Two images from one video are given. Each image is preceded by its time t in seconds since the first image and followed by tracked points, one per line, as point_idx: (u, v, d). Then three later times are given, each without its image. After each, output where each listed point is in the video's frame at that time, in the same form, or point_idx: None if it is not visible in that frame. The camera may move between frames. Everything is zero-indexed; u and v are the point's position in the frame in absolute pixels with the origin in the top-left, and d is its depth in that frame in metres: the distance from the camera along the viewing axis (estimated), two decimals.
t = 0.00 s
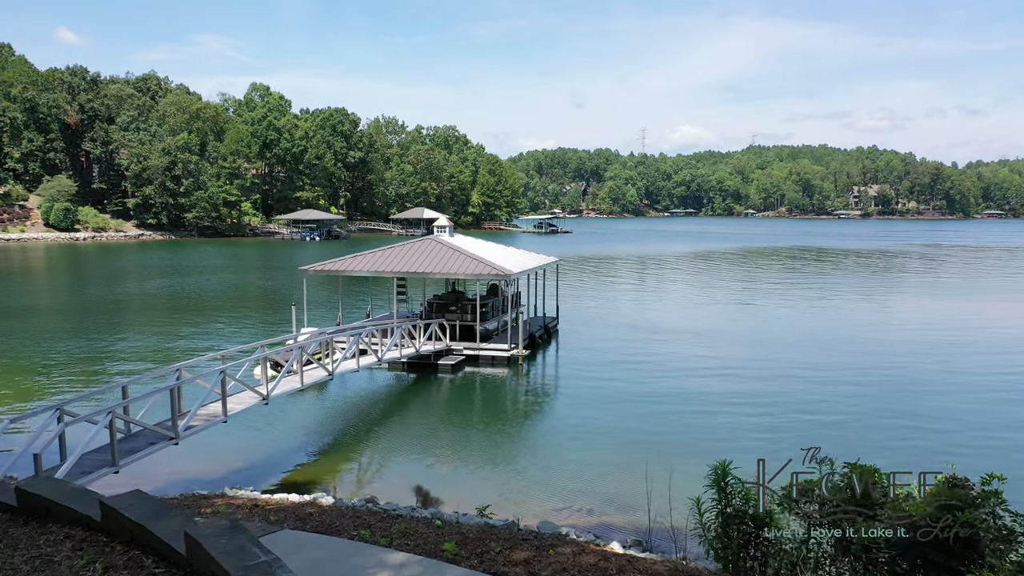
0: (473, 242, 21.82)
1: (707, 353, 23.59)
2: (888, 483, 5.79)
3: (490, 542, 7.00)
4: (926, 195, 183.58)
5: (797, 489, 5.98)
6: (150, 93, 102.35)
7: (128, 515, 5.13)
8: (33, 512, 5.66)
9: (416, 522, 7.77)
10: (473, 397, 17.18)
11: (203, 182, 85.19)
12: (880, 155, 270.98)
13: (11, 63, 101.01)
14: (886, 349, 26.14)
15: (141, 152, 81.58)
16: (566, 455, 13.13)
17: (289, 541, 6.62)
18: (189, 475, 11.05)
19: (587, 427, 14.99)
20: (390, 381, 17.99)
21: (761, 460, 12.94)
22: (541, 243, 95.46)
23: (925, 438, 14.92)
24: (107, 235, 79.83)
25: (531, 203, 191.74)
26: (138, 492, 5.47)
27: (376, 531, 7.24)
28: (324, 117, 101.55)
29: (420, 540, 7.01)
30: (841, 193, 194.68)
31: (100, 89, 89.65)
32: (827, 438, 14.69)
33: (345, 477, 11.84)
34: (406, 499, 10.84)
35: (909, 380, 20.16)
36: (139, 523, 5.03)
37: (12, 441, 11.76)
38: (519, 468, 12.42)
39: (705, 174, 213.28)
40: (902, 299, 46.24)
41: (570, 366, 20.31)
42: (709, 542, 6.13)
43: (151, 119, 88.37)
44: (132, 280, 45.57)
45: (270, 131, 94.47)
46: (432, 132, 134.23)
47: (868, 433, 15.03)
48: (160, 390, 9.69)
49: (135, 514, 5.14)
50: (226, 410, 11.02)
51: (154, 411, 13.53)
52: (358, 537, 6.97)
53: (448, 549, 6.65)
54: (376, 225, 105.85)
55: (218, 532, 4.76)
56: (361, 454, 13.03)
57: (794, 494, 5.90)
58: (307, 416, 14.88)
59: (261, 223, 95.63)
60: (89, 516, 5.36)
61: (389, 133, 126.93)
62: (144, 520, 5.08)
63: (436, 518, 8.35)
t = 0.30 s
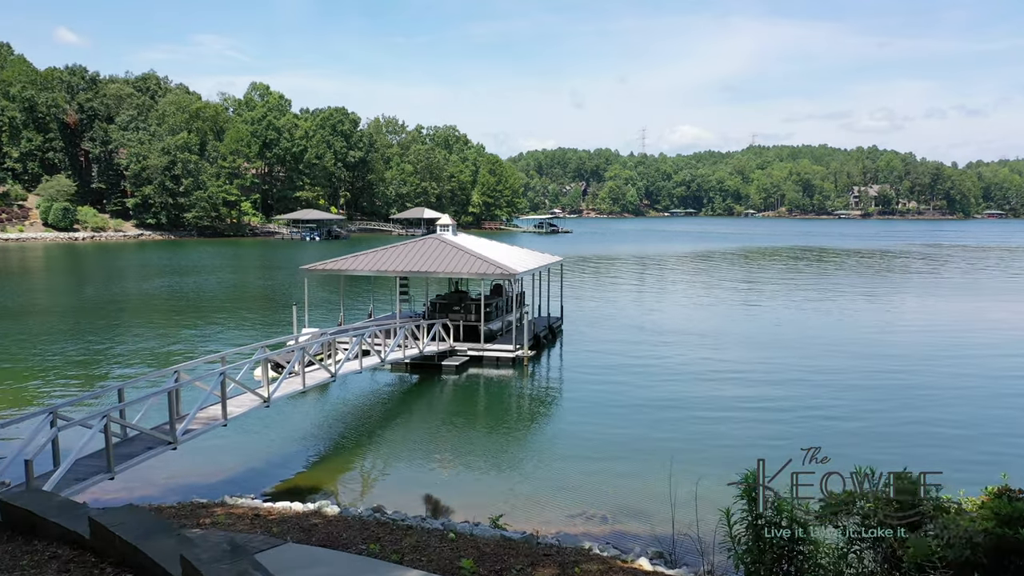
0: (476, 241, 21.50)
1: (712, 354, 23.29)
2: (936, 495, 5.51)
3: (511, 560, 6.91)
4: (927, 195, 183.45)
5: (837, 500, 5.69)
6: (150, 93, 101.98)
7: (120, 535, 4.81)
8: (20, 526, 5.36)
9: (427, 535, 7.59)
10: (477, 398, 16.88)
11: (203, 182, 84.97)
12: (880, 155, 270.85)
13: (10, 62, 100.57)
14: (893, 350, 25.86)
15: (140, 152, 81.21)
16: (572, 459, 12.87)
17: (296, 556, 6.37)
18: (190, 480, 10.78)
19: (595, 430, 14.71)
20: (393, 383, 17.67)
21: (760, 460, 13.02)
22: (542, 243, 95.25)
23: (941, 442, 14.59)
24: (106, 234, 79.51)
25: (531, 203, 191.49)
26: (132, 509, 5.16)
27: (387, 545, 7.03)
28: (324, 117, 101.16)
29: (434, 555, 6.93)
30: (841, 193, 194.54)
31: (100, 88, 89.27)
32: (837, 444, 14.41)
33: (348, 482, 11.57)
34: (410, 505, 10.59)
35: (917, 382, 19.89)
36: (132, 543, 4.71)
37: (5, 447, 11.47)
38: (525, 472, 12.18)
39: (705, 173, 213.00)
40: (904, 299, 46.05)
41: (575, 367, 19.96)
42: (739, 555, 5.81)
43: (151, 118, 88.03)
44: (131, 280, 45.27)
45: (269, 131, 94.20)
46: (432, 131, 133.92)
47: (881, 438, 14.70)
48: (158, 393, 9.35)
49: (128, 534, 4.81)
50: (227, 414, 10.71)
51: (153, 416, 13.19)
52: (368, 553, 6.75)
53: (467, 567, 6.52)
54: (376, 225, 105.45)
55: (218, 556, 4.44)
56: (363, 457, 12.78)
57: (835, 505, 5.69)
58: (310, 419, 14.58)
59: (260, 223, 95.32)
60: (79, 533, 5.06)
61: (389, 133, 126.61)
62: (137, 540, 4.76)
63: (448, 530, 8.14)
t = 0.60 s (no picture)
0: (480, 239, 21.15)
1: (716, 354, 22.97)
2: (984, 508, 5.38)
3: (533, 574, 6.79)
4: (927, 195, 183.20)
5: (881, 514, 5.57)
6: (149, 93, 101.59)
7: (112, 560, 4.44)
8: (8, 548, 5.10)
9: (442, 551, 7.36)
10: (481, 400, 16.57)
11: (202, 181, 84.66)
12: (880, 155, 270.70)
13: (10, 60, 100.08)
14: (898, 350, 25.56)
15: (139, 151, 80.82)
16: (580, 463, 12.56)
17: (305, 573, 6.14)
18: (188, 486, 10.45)
19: (604, 433, 14.39)
20: (397, 384, 17.34)
21: (759, 461, 12.89)
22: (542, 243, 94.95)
23: (959, 447, 14.28)
24: (105, 234, 79.19)
25: (531, 203, 191.15)
26: (122, 530, 4.82)
27: (398, 562, 6.80)
28: (323, 116, 100.84)
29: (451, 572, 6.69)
30: (841, 193, 194.29)
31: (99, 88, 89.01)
32: (849, 448, 14.07)
33: (352, 486, 11.25)
34: (418, 513, 10.26)
35: (925, 383, 19.56)
36: (123, 569, 4.35)
37: None
38: (533, 476, 11.90)
39: (705, 174, 212.63)
40: (906, 298, 45.78)
41: (581, 368, 19.66)
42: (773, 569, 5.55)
43: (150, 118, 87.55)
44: (129, 280, 44.91)
45: (269, 131, 94.01)
46: (433, 131, 133.59)
47: (892, 443, 14.37)
48: (155, 396, 8.99)
49: (120, 560, 4.44)
50: (228, 418, 10.39)
51: (150, 421, 12.83)
52: (379, 570, 6.52)
53: None
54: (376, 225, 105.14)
55: None
56: (366, 460, 12.46)
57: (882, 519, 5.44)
58: (311, 422, 14.23)
59: (260, 223, 94.97)
60: (67, 556, 4.75)
61: (389, 133, 126.28)
62: (129, 565, 4.40)
63: (464, 544, 7.90)
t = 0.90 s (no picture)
0: (483, 238, 20.79)
1: (721, 356, 22.65)
2: None
3: None
4: (927, 195, 183.05)
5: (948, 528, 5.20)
6: (148, 92, 101.22)
7: None
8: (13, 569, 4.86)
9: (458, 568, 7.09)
10: (486, 403, 16.24)
11: (202, 181, 84.33)
12: (880, 155, 270.66)
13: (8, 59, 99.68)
14: (903, 351, 25.30)
15: (138, 151, 80.44)
16: (589, 469, 12.25)
17: None
18: (188, 493, 10.13)
19: (612, 437, 14.11)
20: (400, 387, 16.99)
21: (758, 462, 12.82)
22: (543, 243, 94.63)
23: (980, 453, 13.94)
24: (104, 234, 78.83)
25: (530, 203, 190.83)
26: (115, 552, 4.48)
27: None
28: (323, 116, 100.62)
29: None
30: (842, 193, 194.15)
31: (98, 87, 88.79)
32: (860, 452, 13.80)
33: (355, 492, 10.93)
34: (426, 521, 9.97)
35: (934, 385, 19.28)
36: None
37: None
38: (542, 482, 11.60)
39: (705, 174, 212.33)
40: (908, 298, 45.55)
41: (589, 371, 19.31)
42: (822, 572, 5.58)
43: (150, 117, 86.92)
44: (128, 280, 44.59)
45: (269, 130, 93.92)
46: (433, 130, 133.28)
47: (904, 448, 14.10)
48: (153, 401, 8.66)
49: None
50: (230, 422, 10.09)
51: (149, 425, 12.48)
52: None
53: None
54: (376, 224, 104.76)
55: None
56: (370, 466, 12.14)
57: (939, 542, 5.14)
58: (313, 426, 13.90)
59: (260, 223, 94.61)
60: None
61: (389, 132, 125.97)
62: None
63: (480, 559, 7.63)
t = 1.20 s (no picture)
0: (488, 236, 20.46)
1: (723, 356, 22.45)
2: None
3: None
4: (927, 195, 182.75)
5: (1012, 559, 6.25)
6: (147, 91, 100.87)
7: None
8: None
9: None
10: (492, 406, 15.88)
11: (201, 181, 84.00)
12: (879, 155, 270.48)
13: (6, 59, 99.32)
14: (905, 351, 25.13)
15: (137, 150, 80.04)
16: (600, 475, 11.93)
17: None
18: (186, 501, 9.82)
19: (621, 441, 13.85)
20: (405, 390, 16.62)
21: (758, 462, 12.89)
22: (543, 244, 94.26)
23: (1006, 459, 13.59)
24: (103, 234, 78.47)
25: (530, 203, 190.47)
26: None
27: None
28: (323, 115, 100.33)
29: None
30: (842, 193, 193.98)
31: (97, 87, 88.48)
32: (863, 453, 13.68)
33: (359, 500, 10.58)
34: (434, 530, 9.63)
35: (937, 386, 19.13)
36: None
37: None
38: (551, 488, 11.28)
39: (705, 174, 212.02)
40: (910, 298, 45.36)
41: (599, 373, 18.94)
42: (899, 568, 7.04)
43: (149, 117, 86.55)
44: (127, 280, 44.28)
45: (268, 130, 93.61)
46: (433, 130, 132.92)
47: (909, 449, 13.98)
48: (152, 405, 8.32)
49: None
50: (232, 426, 9.77)
51: (148, 430, 12.17)
52: None
53: None
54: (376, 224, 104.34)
55: None
56: (373, 471, 11.78)
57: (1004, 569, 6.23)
58: (315, 430, 13.57)
59: (259, 223, 94.28)
60: None
61: (389, 132, 125.61)
62: None
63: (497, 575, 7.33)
